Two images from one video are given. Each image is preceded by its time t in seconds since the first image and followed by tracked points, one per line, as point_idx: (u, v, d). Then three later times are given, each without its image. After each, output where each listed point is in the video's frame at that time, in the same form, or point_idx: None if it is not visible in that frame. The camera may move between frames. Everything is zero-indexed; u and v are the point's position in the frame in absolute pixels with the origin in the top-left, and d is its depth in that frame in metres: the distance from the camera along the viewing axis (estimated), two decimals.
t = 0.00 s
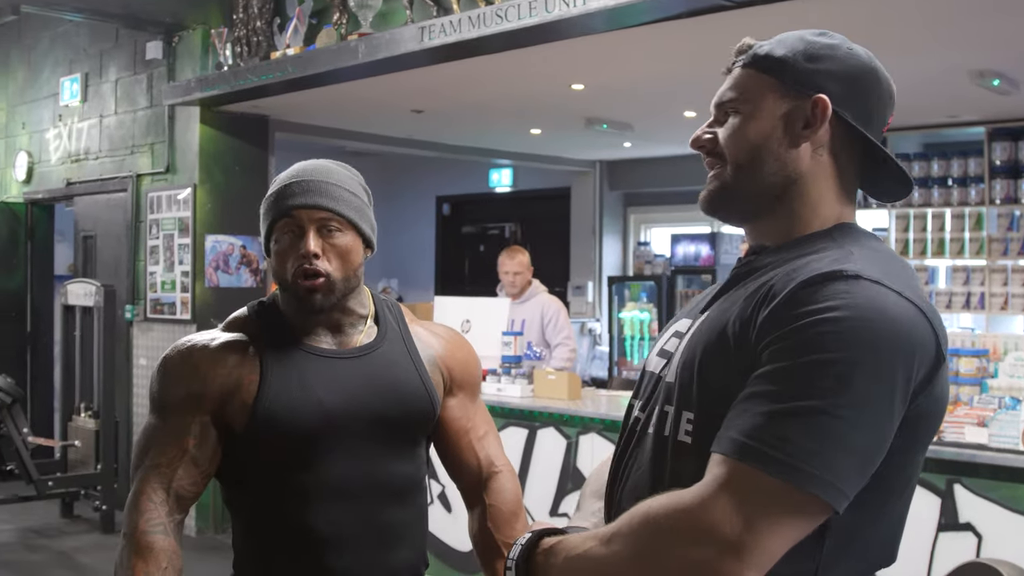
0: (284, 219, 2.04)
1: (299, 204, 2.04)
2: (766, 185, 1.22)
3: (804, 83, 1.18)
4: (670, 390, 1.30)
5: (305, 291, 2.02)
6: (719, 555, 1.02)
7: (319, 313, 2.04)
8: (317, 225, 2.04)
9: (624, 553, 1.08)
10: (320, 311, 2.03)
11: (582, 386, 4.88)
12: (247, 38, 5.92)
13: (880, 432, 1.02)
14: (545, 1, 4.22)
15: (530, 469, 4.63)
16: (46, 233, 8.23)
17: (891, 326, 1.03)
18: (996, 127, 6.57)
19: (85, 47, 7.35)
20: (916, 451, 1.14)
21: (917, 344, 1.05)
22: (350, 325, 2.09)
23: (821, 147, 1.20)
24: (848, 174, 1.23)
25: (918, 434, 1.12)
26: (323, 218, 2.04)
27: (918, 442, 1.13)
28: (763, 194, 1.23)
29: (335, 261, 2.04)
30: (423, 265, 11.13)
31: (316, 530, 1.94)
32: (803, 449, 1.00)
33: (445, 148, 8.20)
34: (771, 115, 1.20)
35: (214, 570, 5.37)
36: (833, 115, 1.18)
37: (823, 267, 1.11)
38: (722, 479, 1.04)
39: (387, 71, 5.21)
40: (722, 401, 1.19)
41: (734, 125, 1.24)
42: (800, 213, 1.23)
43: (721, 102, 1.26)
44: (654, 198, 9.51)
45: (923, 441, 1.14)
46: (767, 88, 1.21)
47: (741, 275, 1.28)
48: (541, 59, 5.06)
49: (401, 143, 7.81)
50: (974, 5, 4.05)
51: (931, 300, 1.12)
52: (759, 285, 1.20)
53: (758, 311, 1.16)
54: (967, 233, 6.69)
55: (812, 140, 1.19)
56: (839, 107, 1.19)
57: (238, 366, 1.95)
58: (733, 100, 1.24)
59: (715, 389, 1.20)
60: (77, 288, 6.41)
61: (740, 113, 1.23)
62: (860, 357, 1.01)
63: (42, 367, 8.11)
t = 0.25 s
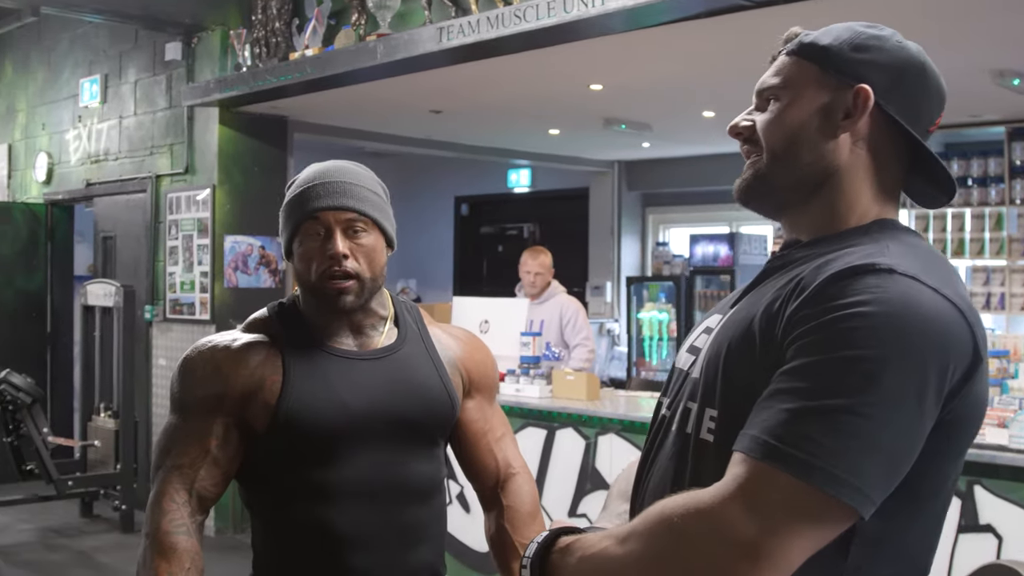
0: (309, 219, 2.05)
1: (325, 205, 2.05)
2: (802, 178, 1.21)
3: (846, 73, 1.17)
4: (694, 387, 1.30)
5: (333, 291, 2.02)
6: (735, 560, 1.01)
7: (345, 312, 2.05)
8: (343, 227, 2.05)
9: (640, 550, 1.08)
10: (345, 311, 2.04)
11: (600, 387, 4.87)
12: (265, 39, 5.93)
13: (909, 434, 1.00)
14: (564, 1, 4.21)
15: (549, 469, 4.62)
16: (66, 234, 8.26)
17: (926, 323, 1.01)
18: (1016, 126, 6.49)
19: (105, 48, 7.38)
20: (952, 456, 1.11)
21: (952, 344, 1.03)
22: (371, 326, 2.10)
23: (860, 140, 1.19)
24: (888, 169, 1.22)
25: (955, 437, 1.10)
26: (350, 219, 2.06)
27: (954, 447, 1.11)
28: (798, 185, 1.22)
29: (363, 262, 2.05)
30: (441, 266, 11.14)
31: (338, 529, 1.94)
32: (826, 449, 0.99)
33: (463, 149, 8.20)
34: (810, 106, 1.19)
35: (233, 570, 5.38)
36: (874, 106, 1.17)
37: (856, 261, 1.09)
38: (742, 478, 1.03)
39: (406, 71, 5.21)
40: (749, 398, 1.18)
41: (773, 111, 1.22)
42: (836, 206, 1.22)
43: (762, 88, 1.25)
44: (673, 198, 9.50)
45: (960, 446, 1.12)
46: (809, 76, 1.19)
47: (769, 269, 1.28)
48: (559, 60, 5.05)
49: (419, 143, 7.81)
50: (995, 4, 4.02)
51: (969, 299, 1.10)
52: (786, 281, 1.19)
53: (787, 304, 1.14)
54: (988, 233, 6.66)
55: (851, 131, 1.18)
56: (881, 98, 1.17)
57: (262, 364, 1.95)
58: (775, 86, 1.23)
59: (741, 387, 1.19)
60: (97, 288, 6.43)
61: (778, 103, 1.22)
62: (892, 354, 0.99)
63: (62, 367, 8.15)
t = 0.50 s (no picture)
0: (332, 219, 2.05)
1: (347, 205, 2.05)
2: (836, 169, 1.22)
3: (883, 65, 1.17)
4: (717, 385, 1.30)
5: (356, 291, 2.02)
6: (757, 563, 1.01)
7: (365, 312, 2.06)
8: (366, 226, 2.06)
9: (658, 550, 1.08)
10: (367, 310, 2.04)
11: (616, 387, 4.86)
12: (281, 39, 5.93)
13: (937, 433, 0.99)
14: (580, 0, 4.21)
15: (565, 469, 4.61)
16: (83, 234, 8.28)
17: (956, 319, 1.00)
18: None
19: (121, 49, 7.40)
20: (981, 456, 1.10)
21: (982, 341, 1.02)
22: (391, 324, 2.10)
23: (895, 133, 1.19)
24: (922, 164, 1.22)
25: (984, 437, 1.09)
26: (372, 219, 2.06)
27: (983, 448, 1.10)
28: (831, 177, 1.23)
29: (385, 262, 2.06)
30: (457, 266, 11.14)
31: (355, 527, 1.94)
32: (851, 448, 0.98)
33: (479, 148, 8.20)
34: (846, 98, 1.19)
35: (250, 569, 5.39)
36: (911, 99, 1.17)
37: (883, 256, 1.09)
38: (764, 477, 1.03)
39: (422, 71, 5.21)
40: (773, 395, 1.17)
41: (807, 102, 1.23)
42: (868, 200, 1.23)
43: (796, 79, 1.25)
44: (689, 198, 9.48)
45: (988, 447, 1.11)
46: (845, 67, 1.20)
47: (797, 263, 1.28)
48: (575, 59, 5.05)
49: (435, 143, 7.82)
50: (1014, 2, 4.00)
51: (999, 296, 1.09)
52: (811, 275, 1.18)
53: (812, 298, 1.14)
54: (1005, 233, 6.63)
55: (885, 124, 1.18)
56: (918, 92, 1.17)
57: (283, 361, 1.95)
58: (809, 77, 1.23)
59: (766, 383, 1.19)
60: (113, 288, 6.45)
61: (814, 95, 1.22)
62: (920, 351, 0.99)
63: (79, 367, 8.18)
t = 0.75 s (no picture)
0: (353, 218, 2.05)
1: (369, 205, 2.05)
2: (856, 162, 1.22)
3: (905, 57, 1.17)
4: (736, 387, 1.29)
5: (377, 290, 2.03)
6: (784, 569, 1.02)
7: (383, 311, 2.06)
8: (387, 226, 2.06)
9: (682, 559, 1.08)
10: (385, 309, 2.04)
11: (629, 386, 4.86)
12: (294, 39, 5.94)
13: (967, 437, 0.99)
14: None
15: (577, 468, 4.61)
16: (97, 234, 8.30)
17: (983, 321, 1.00)
18: None
19: (134, 49, 7.41)
20: (1009, 458, 1.10)
21: (1010, 341, 1.01)
22: (407, 324, 2.10)
23: (915, 126, 1.19)
24: (941, 160, 1.21)
25: (1012, 439, 1.09)
26: (393, 219, 2.07)
27: (1011, 450, 1.09)
28: (850, 170, 1.23)
29: (406, 262, 2.06)
30: (469, 265, 11.14)
31: (370, 523, 1.94)
32: (879, 455, 0.98)
33: (491, 147, 8.20)
34: (867, 91, 1.20)
35: (264, 568, 5.40)
36: (932, 92, 1.17)
37: (907, 256, 1.08)
38: (788, 484, 1.03)
39: (434, 71, 5.21)
40: (795, 397, 1.17)
41: (826, 93, 1.24)
42: (888, 194, 1.23)
43: (815, 71, 1.26)
44: (702, 198, 9.47)
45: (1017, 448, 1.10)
46: (864, 59, 1.20)
47: (815, 260, 1.28)
48: (587, 58, 5.04)
49: (448, 142, 7.82)
50: None
51: None
52: (833, 275, 1.18)
53: (835, 300, 1.13)
54: (1019, 232, 6.60)
55: (904, 116, 1.18)
56: (940, 84, 1.17)
57: (301, 356, 1.95)
58: (828, 68, 1.24)
59: (788, 383, 1.18)
60: (126, 287, 6.47)
61: (835, 88, 1.23)
62: (948, 354, 0.98)
63: (92, 366, 8.20)
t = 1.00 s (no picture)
0: (362, 218, 2.06)
1: (378, 205, 2.06)
2: (858, 161, 1.22)
3: (906, 54, 1.17)
4: (747, 393, 1.29)
5: (386, 289, 2.02)
6: None
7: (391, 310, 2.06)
8: (396, 226, 2.06)
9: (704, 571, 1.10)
10: (394, 309, 2.04)
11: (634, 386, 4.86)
12: (299, 39, 5.94)
13: (990, 446, 1.00)
14: None
15: (582, 468, 4.61)
16: (102, 234, 8.31)
17: (1004, 329, 1.00)
18: None
19: (140, 49, 7.42)
20: None
21: None
22: (415, 323, 2.10)
23: (917, 124, 1.19)
24: (944, 159, 1.21)
25: None
26: (402, 219, 2.07)
27: None
28: (851, 168, 1.23)
29: (414, 262, 2.06)
30: (474, 265, 11.15)
31: (375, 520, 1.94)
32: (904, 467, 0.99)
33: (496, 147, 8.21)
34: (870, 89, 1.20)
35: (269, 568, 5.40)
36: (933, 89, 1.17)
37: (926, 262, 1.08)
38: (809, 498, 1.05)
39: (439, 70, 5.22)
40: (811, 401, 1.18)
41: (825, 89, 1.25)
42: (891, 193, 1.22)
43: (815, 67, 1.27)
44: (707, 198, 9.47)
45: None
46: (865, 55, 1.21)
47: (823, 264, 1.28)
48: (593, 58, 5.04)
49: (454, 143, 7.83)
50: None
51: None
52: (848, 279, 1.18)
53: (852, 306, 1.14)
54: None
55: (907, 115, 1.18)
56: (941, 81, 1.17)
57: (309, 353, 1.95)
58: (829, 65, 1.24)
59: (802, 388, 1.19)
60: (131, 287, 6.47)
61: (834, 86, 1.23)
62: (970, 365, 0.99)
63: (98, 366, 8.21)
